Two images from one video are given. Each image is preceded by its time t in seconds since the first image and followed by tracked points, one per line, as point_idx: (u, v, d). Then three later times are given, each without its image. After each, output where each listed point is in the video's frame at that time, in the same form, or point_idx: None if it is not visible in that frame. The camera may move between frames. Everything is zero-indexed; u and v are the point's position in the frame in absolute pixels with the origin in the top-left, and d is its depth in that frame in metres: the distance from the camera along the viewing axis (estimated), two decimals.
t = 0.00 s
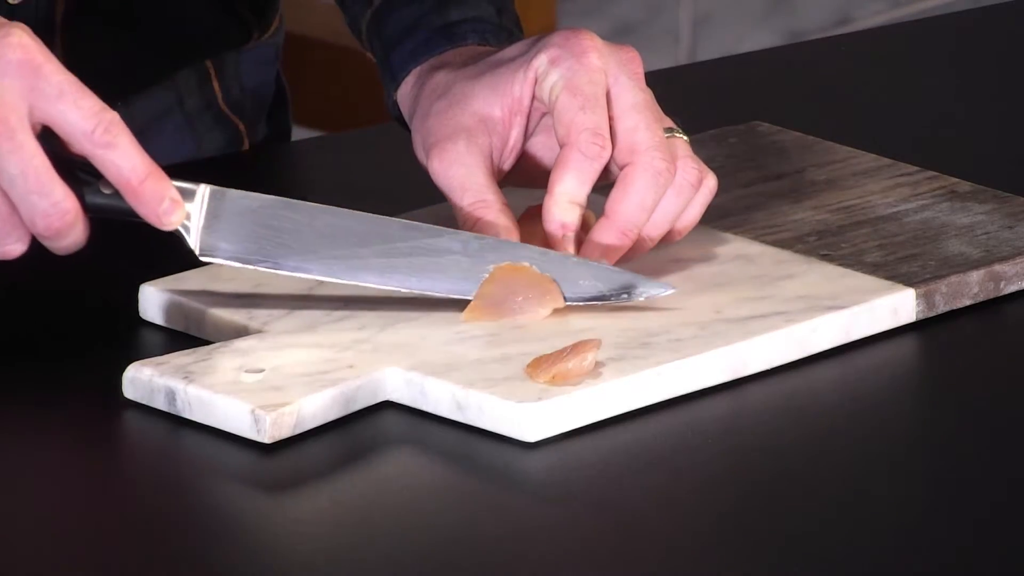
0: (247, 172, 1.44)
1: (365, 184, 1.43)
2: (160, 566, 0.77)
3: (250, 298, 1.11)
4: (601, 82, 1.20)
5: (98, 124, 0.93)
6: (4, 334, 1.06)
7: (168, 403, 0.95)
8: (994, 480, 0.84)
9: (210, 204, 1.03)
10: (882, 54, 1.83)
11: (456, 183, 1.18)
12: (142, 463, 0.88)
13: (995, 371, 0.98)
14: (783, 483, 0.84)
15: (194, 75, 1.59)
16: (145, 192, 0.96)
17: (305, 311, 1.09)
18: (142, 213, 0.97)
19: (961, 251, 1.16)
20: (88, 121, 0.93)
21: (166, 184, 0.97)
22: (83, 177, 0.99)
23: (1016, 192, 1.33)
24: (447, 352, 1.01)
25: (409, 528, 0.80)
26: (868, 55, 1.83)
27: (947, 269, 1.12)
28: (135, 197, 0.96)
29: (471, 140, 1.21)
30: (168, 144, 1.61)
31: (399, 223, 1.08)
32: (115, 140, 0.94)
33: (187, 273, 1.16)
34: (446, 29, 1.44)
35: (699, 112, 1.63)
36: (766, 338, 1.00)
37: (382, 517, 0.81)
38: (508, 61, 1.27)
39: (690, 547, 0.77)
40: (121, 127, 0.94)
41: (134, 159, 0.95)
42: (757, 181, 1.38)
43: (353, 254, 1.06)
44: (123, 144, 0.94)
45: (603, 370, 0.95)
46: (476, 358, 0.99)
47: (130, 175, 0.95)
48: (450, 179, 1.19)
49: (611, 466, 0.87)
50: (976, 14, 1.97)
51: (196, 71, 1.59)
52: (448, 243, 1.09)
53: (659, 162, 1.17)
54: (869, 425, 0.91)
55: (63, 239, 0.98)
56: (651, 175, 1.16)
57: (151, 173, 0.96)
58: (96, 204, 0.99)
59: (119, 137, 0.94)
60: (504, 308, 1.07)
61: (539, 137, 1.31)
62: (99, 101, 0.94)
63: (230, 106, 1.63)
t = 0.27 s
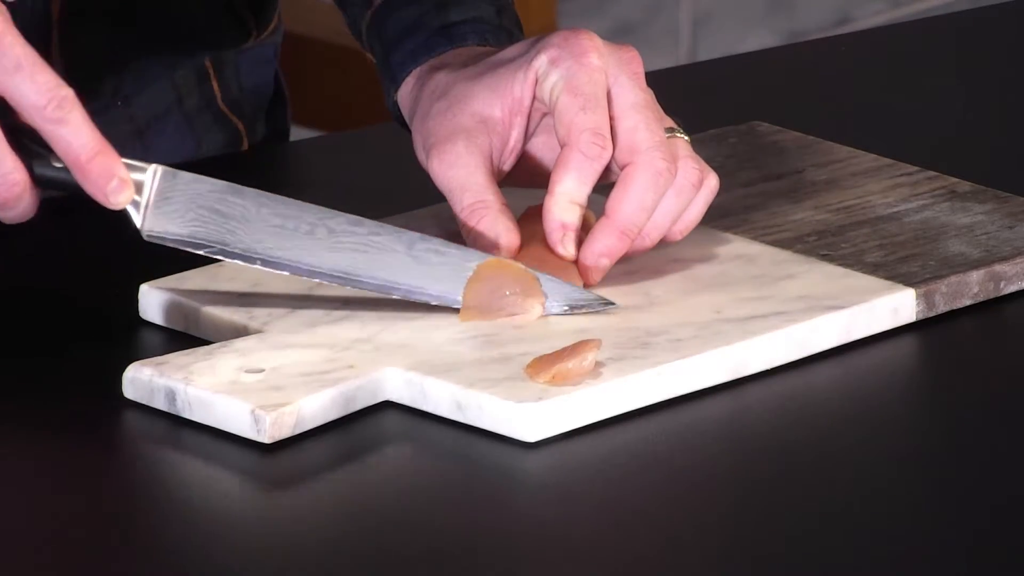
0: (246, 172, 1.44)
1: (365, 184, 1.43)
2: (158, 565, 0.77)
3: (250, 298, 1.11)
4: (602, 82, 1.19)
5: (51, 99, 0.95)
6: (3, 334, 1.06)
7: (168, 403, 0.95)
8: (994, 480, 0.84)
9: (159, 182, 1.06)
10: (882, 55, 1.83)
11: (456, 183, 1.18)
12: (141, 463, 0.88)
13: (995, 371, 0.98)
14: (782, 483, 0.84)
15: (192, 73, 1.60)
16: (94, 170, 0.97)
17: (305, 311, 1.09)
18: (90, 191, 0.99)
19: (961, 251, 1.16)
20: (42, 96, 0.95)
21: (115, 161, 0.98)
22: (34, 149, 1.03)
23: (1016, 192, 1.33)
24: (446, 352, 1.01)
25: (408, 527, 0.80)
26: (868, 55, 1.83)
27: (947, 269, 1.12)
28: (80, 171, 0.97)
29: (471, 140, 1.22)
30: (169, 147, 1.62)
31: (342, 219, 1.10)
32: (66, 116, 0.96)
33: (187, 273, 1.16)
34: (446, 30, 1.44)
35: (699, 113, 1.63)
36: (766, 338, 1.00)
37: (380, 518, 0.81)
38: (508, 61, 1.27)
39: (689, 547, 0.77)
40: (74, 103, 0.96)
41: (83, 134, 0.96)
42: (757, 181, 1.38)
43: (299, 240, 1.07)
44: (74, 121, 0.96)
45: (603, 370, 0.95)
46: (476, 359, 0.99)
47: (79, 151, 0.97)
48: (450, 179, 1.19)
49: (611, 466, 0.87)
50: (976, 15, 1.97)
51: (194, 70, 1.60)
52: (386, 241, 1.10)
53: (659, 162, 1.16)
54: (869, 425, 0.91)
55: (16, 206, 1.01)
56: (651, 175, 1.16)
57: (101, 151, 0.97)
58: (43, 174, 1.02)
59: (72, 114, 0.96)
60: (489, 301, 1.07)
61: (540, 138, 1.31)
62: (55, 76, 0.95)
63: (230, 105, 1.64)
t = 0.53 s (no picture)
0: (246, 172, 1.44)
1: (365, 184, 1.43)
2: (158, 565, 0.77)
3: (250, 298, 1.11)
4: (606, 84, 1.18)
5: None
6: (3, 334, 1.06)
7: (168, 404, 0.95)
8: (994, 480, 0.84)
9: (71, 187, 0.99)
10: (882, 55, 1.83)
11: (456, 185, 1.18)
12: (140, 463, 0.88)
13: (995, 371, 0.98)
14: (782, 483, 0.84)
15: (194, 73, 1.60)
16: None
17: (306, 310, 1.09)
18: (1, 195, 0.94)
19: (961, 251, 1.16)
20: None
21: (26, 168, 0.93)
22: None
23: (1016, 192, 1.33)
24: (446, 352, 1.01)
25: (407, 528, 0.80)
26: (868, 55, 1.83)
27: (947, 269, 1.12)
28: None
29: (471, 142, 1.22)
30: (170, 148, 1.62)
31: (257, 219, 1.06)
32: None
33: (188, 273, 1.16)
34: (447, 32, 1.44)
35: (699, 113, 1.63)
36: (765, 338, 1.00)
37: (381, 518, 0.81)
38: (510, 63, 1.26)
39: (688, 547, 0.77)
40: None
41: None
42: (758, 181, 1.38)
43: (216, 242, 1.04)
44: None
45: (603, 370, 0.95)
46: (476, 359, 0.99)
47: None
48: (450, 180, 1.19)
49: (611, 466, 0.87)
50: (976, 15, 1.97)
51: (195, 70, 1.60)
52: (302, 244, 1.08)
53: (661, 164, 1.17)
54: (869, 425, 0.91)
55: None
56: (653, 177, 1.16)
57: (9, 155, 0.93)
58: None
59: None
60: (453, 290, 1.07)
61: (542, 139, 1.31)
62: None
63: (229, 105, 1.64)
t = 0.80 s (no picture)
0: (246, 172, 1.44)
1: (365, 184, 1.43)
2: (157, 565, 0.77)
3: (249, 298, 1.11)
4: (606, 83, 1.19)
5: None
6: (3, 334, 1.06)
7: (168, 403, 0.95)
8: (993, 480, 0.84)
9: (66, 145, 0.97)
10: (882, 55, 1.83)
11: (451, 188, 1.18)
12: (140, 463, 0.88)
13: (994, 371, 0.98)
14: (781, 482, 0.84)
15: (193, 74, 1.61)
16: None
17: (306, 310, 1.09)
18: None
19: (961, 251, 1.16)
20: None
21: None
22: None
23: (1016, 192, 1.33)
24: (446, 352, 1.01)
25: (406, 528, 0.80)
26: (868, 55, 1.83)
27: (947, 269, 1.12)
28: None
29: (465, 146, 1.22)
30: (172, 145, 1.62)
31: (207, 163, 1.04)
32: None
33: (188, 274, 1.16)
34: (447, 30, 1.44)
35: (699, 113, 1.63)
36: (765, 338, 1.00)
37: (381, 519, 0.81)
38: (508, 66, 1.27)
39: (688, 547, 0.77)
40: None
41: None
42: (758, 181, 1.38)
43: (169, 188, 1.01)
44: None
45: (603, 370, 0.95)
46: (476, 358, 0.99)
47: None
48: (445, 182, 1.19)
49: (611, 466, 0.87)
50: (977, 15, 1.96)
51: (195, 70, 1.60)
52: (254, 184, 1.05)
53: (663, 165, 1.16)
54: (868, 425, 0.91)
55: None
56: (655, 178, 1.16)
57: None
58: None
59: None
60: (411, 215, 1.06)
61: (540, 143, 1.31)
62: None
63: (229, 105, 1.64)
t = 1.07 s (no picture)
0: (247, 172, 1.44)
1: (366, 184, 1.43)
2: (157, 566, 0.77)
3: (249, 298, 1.11)
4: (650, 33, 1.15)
5: (35, 109, 0.89)
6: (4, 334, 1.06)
7: (168, 404, 0.95)
8: (994, 479, 0.84)
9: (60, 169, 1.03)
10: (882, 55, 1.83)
11: (478, 113, 1.15)
12: (141, 463, 0.88)
13: (994, 371, 0.98)
14: (781, 482, 0.84)
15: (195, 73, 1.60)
16: (87, 180, 0.90)
17: (306, 311, 1.09)
18: (89, 206, 0.91)
19: (961, 251, 1.16)
20: (23, 105, 0.89)
21: (112, 176, 0.91)
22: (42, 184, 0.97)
23: (1016, 192, 1.33)
24: (447, 352, 1.01)
25: (407, 528, 0.80)
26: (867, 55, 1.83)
27: (947, 269, 1.12)
28: (77, 187, 0.90)
29: (497, 79, 1.21)
30: (173, 145, 1.62)
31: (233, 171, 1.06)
32: (52, 127, 0.90)
33: (187, 274, 1.16)
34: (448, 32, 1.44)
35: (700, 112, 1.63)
36: (766, 338, 1.00)
37: (382, 519, 0.81)
38: (551, 10, 1.26)
39: (688, 547, 0.77)
40: (59, 118, 0.90)
41: (73, 147, 0.90)
42: (758, 181, 1.38)
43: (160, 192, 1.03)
44: (59, 133, 0.90)
45: (603, 370, 0.95)
46: (476, 358, 0.99)
47: (69, 163, 0.90)
48: (469, 110, 1.16)
49: (612, 466, 0.87)
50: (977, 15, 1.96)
51: (196, 70, 1.60)
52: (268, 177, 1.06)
53: (706, 117, 1.12)
54: (869, 425, 0.91)
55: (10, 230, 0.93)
56: (700, 131, 1.11)
57: (94, 161, 0.91)
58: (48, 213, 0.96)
59: (56, 127, 0.90)
60: (553, 261, 1.02)
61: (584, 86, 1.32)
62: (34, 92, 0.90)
63: (230, 105, 1.64)
